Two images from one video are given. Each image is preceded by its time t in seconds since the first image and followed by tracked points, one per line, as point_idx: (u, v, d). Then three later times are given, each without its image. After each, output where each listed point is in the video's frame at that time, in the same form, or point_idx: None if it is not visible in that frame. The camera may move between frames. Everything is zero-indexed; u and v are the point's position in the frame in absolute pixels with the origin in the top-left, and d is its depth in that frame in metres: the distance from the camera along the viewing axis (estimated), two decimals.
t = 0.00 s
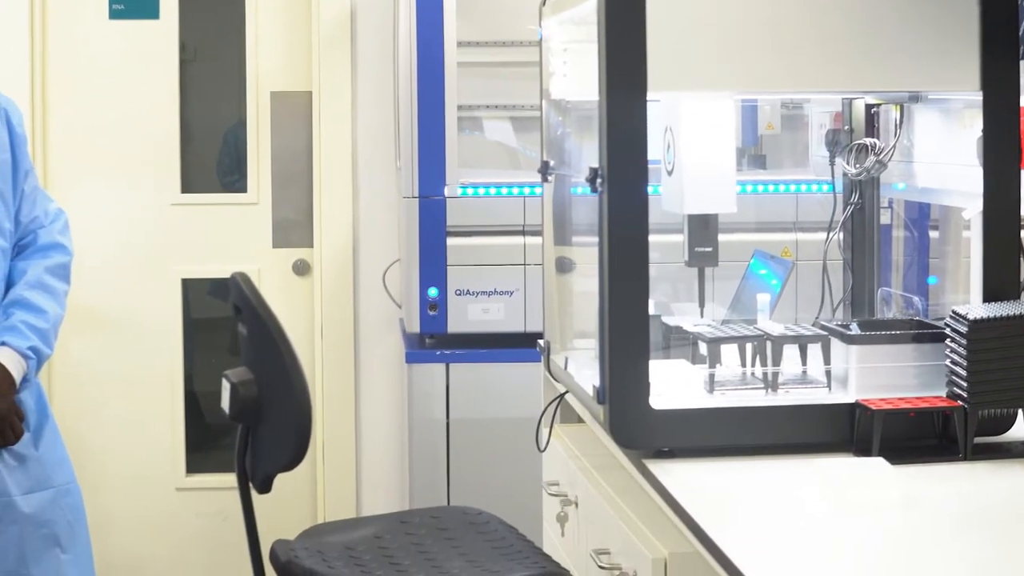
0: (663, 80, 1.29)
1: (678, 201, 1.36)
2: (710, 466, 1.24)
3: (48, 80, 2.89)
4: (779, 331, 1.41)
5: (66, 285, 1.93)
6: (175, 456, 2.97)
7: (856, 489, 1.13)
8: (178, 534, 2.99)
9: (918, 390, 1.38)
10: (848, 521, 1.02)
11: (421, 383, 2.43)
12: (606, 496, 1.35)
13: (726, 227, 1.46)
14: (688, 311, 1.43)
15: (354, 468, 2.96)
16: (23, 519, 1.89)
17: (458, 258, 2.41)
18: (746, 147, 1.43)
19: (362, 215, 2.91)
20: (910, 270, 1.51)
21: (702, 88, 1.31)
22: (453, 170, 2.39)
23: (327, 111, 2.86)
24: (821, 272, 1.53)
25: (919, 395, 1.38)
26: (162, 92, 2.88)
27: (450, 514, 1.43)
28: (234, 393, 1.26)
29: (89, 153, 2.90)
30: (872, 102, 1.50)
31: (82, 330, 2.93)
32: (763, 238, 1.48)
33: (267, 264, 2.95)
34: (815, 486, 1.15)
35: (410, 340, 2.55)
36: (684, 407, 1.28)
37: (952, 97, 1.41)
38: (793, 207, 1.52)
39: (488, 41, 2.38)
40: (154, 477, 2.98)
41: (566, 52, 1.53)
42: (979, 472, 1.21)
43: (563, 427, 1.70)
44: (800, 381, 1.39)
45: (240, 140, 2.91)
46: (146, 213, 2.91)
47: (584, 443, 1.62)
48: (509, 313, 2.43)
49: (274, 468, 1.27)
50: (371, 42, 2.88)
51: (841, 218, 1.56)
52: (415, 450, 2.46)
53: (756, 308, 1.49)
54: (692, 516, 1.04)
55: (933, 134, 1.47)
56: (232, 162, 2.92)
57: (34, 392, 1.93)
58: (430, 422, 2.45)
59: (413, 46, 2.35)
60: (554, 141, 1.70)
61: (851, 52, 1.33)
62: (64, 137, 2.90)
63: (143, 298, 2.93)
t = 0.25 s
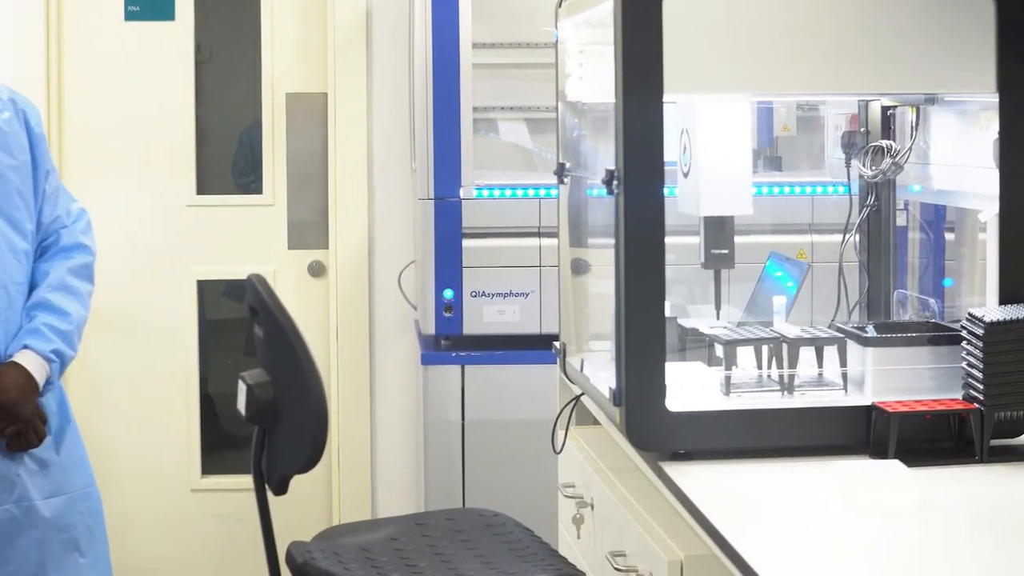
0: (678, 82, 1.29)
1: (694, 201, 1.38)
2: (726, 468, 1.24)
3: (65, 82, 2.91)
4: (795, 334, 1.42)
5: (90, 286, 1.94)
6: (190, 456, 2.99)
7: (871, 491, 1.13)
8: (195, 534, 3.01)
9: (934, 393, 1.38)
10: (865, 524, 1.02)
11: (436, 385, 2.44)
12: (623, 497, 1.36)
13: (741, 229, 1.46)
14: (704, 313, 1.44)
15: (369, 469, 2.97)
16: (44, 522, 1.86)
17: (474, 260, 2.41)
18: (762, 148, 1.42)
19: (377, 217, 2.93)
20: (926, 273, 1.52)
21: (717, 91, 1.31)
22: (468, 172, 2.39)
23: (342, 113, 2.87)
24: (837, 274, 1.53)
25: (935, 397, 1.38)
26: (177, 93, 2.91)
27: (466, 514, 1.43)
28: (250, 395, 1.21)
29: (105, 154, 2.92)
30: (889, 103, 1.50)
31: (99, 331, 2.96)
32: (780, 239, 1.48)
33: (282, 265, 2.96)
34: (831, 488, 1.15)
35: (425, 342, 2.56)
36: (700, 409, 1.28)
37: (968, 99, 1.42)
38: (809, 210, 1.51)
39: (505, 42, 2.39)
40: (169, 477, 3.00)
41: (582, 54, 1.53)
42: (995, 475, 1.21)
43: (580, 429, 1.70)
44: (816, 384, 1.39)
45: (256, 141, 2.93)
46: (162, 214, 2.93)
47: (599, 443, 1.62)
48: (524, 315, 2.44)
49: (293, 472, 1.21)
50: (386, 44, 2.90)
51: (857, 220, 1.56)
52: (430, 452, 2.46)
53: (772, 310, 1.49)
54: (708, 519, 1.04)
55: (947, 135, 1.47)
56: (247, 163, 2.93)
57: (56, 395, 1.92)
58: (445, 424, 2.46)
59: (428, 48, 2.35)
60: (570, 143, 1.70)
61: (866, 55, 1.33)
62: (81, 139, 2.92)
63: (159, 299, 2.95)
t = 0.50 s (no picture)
0: (691, 84, 1.29)
1: (708, 204, 1.37)
2: (738, 470, 1.25)
3: (80, 83, 2.93)
4: (809, 335, 1.42)
5: (113, 283, 1.85)
6: (204, 457, 3.01)
7: (884, 492, 1.13)
8: (211, 534, 3.03)
9: (948, 395, 1.38)
10: (878, 526, 1.02)
11: (451, 387, 2.45)
12: (636, 500, 1.36)
13: (755, 231, 1.46)
14: (718, 315, 1.44)
15: (383, 470, 2.99)
16: (73, 519, 1.76)
17: (488, 261, 2.42)
18: (776, 151, 1.43)
19: (392, 218, 2.94)
20: (940, 274, 1.53)
21: (730, 92, 1.31)
22: (482, 173, 2.41)
23: (357, 115, 2.89)
24: (851, 275, 1.53)
25: (949, 399, 1.38)
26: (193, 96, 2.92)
27: (480, 516, 1.44)
28: (263, 399, 1.21)
29: (121, 157, 2.94)
30: (902, 106, 1.49)
31: (115, 332, 2.97)
32: (795, 241, 1.48)
33: (297, 267, 2.98)
34: (844, 489, 1.15)
35: (439, 343, 2.58)
36: (714, 411, 1.28)
37: (982, 101, 1.41)
38: (824, 212, 1.51)
39: (520, 45, 2.40)
40: (185, 477, 3.02)
41: (597, 57, 1.54)
42: (1008, 477, 1.21)
43: (593, 430, 1.71)
44: (829, 385, 1.39)
45: (271, 143, 2.95)
46: (177, 216, 2.95)
47: (613, 445, 1.63)
48: (538, 317, 2.45)
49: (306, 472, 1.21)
50: (401, 46, 2.91)
51: (871, 222, 1.56)
52: (444, 453, 2.47)
53: (786, 312, 1.50)
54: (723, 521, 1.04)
55: (963, 137, 1.47)
56: (262, 165, 2.95)
57: (81, 393, 1.84)
58: (459, 425, 2.47)
59: (443, 50, 2.36)
60: (584, 144, 1.71)
61: (879, 57, 1.33)
62: (97, 140, 2.94)
63: (175, 300, 2.98)
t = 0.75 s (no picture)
0: (701, 86, 1.30)
1: (718, 204, 1.35)
2: (748, 471, 1.25)
3: (94, 86, 2.95)
4: (819, 336, 1.42)
5: (130, 282, 1.85)
6: (217, 457, 3.03)
7: (894, 493, 1.14)
8: (224, 534, 3.05)
9: (958, 396, 1.39)
10: (887, 527, 1.02)
11: (462, 388, 2.46)
12: (647, 501, 1.37)
13: (768, 232, 1.44)
14: (728, 317, 1.42)
15: (395, 471, 3.00)
16: (96, 518, 1.75)
17: (500, 262, 2.43)
18: (788, 151, 1.43)
19: (403, 220, 2.95)
20: (951, 275, 1.54)
21: (741, 94, 1.32)
22: (494, 175, 2.42)
23: (369, 116, 2.90)
24: (863, 277, 1.54)
25: (959, 400, 1.38)
26: (205, 97, 2.94)
27: (491, 516, 1.45)
28: (275, 399, 1.22)
29: (134, 159, 2.97)
30: (913, 107, 1.50)
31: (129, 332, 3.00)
32: (806, 242, 1.47)
33: (310, 268, 3.00)
34: (853, 490, 1.15)
35: (451, 344, 2.59)
36: (724, 412, 1.29)
37: (994, 102, 1.41)
38: (835, 213, 1.52)
39: (533, 46, 2.41)
40: (198, 478, 3.04)
41: (607, 58, 1.55)
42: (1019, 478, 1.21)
43: (604, 431, 1.71)
44: (839, 387, 1.39)
45: (284, 144, 2.96)
46: (190, 218, 2.97)
47: (624, 446, 1.63)
48: (550, 318, 2.46)
49: (316, 472, 1.21)
50: (413, 48, 2.93)
51: (882, 223, 1.56)
52: (456, 454, 2.48)
53: (797, 313, 1.50)
54: (731, 521, 1.05)
55: (974, 139, 1.47)
56: (275, 166, 2.97)
57: (103, 391, 1.82)
58: (470, 426, 2.48)
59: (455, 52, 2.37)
60: (595, 145, 1.72)
61: (889, 59, 1.33)
62: (110, 141, 2.96)
63: (188, 301, 3.00)
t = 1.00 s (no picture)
0: (706, 87, 1.30)
1: (724, 206, 1.35)
2: (753, 473, 1.25)
3: (102, 88, 2.96)
4: (825, 338, 1.42)
5: (137, 284, 1.85)
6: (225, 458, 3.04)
7: (900, 494, 1.14)
8: (232, 535, 3.06)
9: (963, 398, 1.38)
10: (892, 529, 1.02)
11: (470, 389, 2.46)
12: (653, 502, 1.37)
13: (773, 234, 1.44)
14: (734, 318, 1.43)
15: (402, 472, 3.00)
16: (107, 519, 1.75)
17: (507, 264, 2.44)
18: (795, 153, 1.43)
19: (411, 221, 2.96)
20: (958, 277, 1.55)
21: (747, 96, 1.32)
22: (502, 176, 2.41)
23: (377, 118, 2.90)
24: (869, 279, 1.53)
25: (965, 402, 1.38)
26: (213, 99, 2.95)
27: (497, 517, 1.46)
28: (280, 400, 1.22)
29: (143, 160, 2.98)
30: (920, 108, 1.50)
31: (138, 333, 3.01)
32: (813, 244, 1.47)
33: (317, 270, 3.01)
34: (859, 492, 1.15)
35: (459, 346, 2.59)
36: (729, 413, 1.29)
37: (1000, 104, 1.44)
38: (842, 214, 1.51)
39: (541, 47, 2.41)
40: (206, 479, 3.06)
41: (614, 58, 1.55)
42: None
43: (611, 433, 1.72)
44: (846, 388, 1.39)
45: (292, 145, 2.98)
46: (199, 219, 2.99)
47: (631, 447, 1.63)
48: (557, 319, 2.46)
49: (321, 472, 1.22)
50: (421, 49, 2.93)
51: (889, 224, 1.55)
52: (463, 456, 2.49)
53: (803, 315, 1.48)
54: (737, 524, 1.04)
55: (980, 142, 1.49)
56: (284, 168, 2.98)
57: (111, 393, 1.83)
58: (477, 428, 2.48)
59: (462, 53, 2.37)
60: (601, 147, 1.72)
61: (895, 60, 1.33)
62: (118, 142, 2.97)
63: (197, 302, 3.01)
